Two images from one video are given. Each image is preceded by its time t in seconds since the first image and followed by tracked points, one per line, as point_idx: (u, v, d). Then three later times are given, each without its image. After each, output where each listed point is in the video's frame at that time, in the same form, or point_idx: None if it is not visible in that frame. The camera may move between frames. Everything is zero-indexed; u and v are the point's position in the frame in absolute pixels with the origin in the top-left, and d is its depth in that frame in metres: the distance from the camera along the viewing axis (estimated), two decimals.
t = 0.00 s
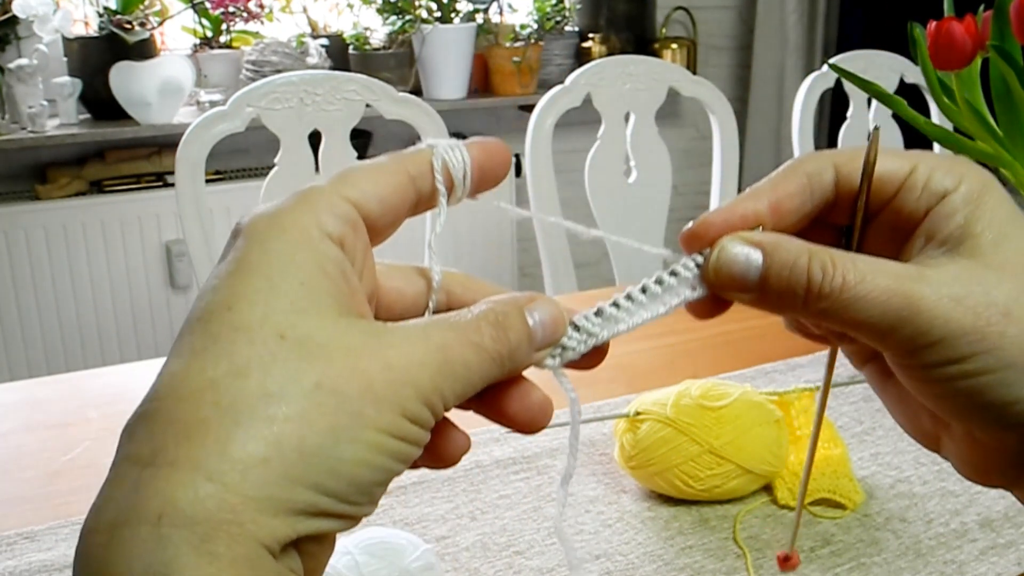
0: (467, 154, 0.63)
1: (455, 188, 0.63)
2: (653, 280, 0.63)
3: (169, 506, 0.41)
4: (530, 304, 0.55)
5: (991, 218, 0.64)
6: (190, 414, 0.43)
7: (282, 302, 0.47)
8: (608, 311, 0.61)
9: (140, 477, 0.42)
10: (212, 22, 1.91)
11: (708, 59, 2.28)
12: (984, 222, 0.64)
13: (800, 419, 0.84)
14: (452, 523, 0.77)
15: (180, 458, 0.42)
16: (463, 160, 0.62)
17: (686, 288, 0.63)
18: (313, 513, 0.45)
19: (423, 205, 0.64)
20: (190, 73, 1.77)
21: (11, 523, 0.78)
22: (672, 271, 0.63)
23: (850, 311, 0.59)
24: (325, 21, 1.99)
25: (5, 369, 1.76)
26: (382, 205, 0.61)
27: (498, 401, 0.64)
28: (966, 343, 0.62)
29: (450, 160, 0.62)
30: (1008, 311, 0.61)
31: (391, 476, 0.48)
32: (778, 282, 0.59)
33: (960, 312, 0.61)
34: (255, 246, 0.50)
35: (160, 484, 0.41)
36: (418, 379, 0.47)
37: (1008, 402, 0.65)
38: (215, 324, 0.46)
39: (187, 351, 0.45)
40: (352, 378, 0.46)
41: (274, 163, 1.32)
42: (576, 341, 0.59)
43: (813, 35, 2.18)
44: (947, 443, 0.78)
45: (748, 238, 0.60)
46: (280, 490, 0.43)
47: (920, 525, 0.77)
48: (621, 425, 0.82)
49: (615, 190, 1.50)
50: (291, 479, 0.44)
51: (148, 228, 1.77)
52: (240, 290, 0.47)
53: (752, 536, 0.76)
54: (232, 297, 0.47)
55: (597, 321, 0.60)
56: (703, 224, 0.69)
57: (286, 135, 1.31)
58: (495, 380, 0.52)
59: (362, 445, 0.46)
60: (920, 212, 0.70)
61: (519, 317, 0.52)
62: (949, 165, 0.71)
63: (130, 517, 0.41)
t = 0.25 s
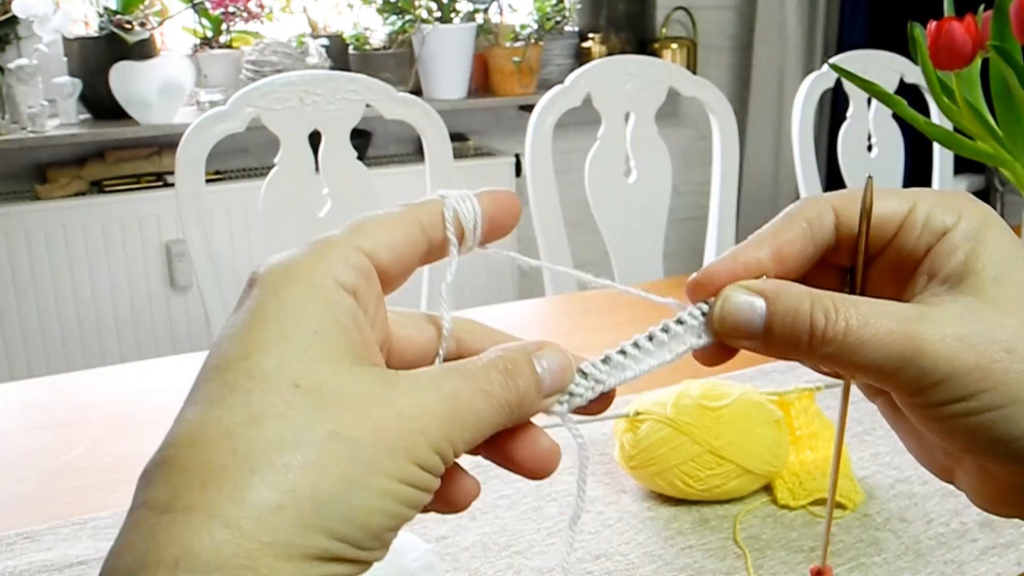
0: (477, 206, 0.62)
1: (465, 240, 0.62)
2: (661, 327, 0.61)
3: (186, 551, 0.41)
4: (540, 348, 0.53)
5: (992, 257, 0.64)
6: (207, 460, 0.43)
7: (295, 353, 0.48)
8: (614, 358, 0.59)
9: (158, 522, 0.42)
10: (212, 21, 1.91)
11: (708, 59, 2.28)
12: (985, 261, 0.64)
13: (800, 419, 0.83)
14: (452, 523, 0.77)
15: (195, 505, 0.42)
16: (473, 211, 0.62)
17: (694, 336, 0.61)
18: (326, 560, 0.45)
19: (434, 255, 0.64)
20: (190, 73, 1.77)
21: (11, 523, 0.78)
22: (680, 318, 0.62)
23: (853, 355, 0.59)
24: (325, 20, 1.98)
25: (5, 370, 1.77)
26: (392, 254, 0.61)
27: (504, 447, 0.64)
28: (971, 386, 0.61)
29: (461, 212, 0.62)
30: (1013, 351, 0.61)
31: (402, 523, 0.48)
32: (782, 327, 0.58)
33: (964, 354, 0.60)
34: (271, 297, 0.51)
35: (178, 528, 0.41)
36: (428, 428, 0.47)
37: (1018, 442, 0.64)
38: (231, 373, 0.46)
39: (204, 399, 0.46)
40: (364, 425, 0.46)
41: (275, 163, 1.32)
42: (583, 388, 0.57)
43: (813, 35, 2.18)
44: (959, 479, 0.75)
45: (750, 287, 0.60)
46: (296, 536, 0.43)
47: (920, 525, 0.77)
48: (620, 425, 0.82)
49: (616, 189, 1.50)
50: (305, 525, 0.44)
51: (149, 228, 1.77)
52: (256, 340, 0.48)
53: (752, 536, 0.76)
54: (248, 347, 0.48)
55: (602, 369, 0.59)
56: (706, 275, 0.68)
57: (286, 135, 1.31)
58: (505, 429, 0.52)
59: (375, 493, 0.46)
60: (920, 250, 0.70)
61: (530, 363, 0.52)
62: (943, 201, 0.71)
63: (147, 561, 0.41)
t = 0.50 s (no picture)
0: (505, 216, 0.61)
1: (492, 251, 0.61)
2: (687, 344, 0.60)
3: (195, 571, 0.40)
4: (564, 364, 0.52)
5: None
6: (218, 479, 0.43)
7: (312, 369, 0.47)
8: (641, 373, 0.58)
9: (171, 540, 0.41)
10: (212, 22, 1.91)
11: (708, 59, 2.28)
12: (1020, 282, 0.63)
13: (801, 418, 0.83)
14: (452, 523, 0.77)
15: (207, 525, 0.41)
16: (501, 223, 0.61)
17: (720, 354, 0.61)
18: None
19: (460, 267, 0.63)
20: (190, 73, 1.77)
21: (11, 523, 0.78)
22: (707, 336, 0.61)
23: (884, 376, 0.58)
24: (325, 21, 1.98)
25: (4, 370, 1.76)
26: (419, 268, 0.59)
27: (528, 460, 0.63)
28: (1001, 407, 0.60)
29: (488, 223, 0.61)
30: None
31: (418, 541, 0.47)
32: (811, 346, 0.58)
33: (995, 377, 0.59)
34: (290, 311, 0.50)
35: (189, 548, 0.41)
36: (445, 448, 0.46)
37: None
38: (248, 391, 0.46)
39: (221, 416, 0.45)
40: (379, 446, 0.45)
41: (275, 163, 1.32)
42: (608, 404, 0.56)
43: (813, 35, 2.18)
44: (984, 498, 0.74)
45: (780, 305, 0.60)
46: (307, 556, 0.42)
47: (920, 525, 0.77)
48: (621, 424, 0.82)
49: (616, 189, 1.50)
50: (315, 547, 0.43)
51: (149, 228, 1.77)
52: (274, 357, 0.47)
53: (752, 536, 0.76)
54: (266, 363, 0.47)
55: (626, 384, 0.58)
56: (737, 292, 0.66)
57: (287, 136, 1.31)
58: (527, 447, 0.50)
59: (387, 514, 0.45)
60: (953, 267, 0.69)
61: (553, 378, 0.50)
62: (977, 218, 0.70)
63: None
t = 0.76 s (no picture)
0: (553, 182, 0.60)
1: (541, 220, 0.60)
2: (742, 310, 0.59)
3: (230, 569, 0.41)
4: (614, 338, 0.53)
5: None
6: (251, 476, 0.43)
7: (345, 357, 0.47)
8: (695, 342, 0.58)
9: (209, 535, 0.43)
10: (212, 21, 1.91)
11: (707, 59, 2.28)
12: None
13: (801, 418, 0.83)
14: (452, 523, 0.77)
15: (241, 521, 0.42)
16: (548, 189, 0.60)
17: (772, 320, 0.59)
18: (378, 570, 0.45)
19: (506, 241, 0.62)
20: (190, 73, 1.77)
21: (11, 523, 0.78)
22: (762, 301, 0.59)
23: (950, 349, 0.58)
24: (325, 21, 1.98)
25: (5, 370, 1.77)
26: (457, 242, 0.60)
27: (583, 435, 0.63)
28: None
29: (534, 192, 0.60)
30: None
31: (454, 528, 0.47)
32: (874, 315, 0.57)
33: None
34: (326, 298, 0.50)
35: (225, 545, 0.42)
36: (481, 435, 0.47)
37: None
38: (282, 383, 0.46)
39: (256, 409, 0.46)
40: (412, 435, 0.45)
41: (275, 163, 1.32)
42: (662, 375, 0.56)
43: (813, 35, 2.18)
44: None
45: (844, 268, 0.58)
46: (340, 550, 0.43)
47: (920, 525, 0.77)
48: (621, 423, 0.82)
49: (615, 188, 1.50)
50: (349, 540, 0.43)
51: (149, 228, 1.77)
52: (308, 346, 0.47)
53: (752, 536, 0.76)
54: (299, 353, 0.47)
55: (679, 356, 0.57)
56: (796, 253, 0.65)
57: (287, 136, 1.31)
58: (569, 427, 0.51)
59: (421, 504, 0.45)
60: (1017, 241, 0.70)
61: (596, 356, 0.50)
62: None
63: None
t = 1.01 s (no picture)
0: (574, 161, 0.62)
1: (563, 198, 0.62)
2: (757, 288, 0.59)
3: (253, 529, 0.41)
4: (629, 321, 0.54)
5: None
6: (276, 440, 0.43)
7: (373, 327, 0.47)
8: (710, 320, 0.57)
9: (232, 497, 0.43)
10: (212, 21, 1.91)
11: (707, 59, 2.28)
12: None
13: (801, 418, 0.83)
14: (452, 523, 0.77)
15: (266, 485, 0.42)
16: (570, 168, 0.61)
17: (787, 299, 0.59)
18: (396, 539, 0.45)
19: (530, 217, 0.63)
20: (190, 73, 1.77)
21: (10, 523, 0.78)
22: (776, 280, 0.59)
23: (959, 329, 0.58)
24: (325, 20, 1.98)
25: (5, 370, 1.77)
26: (485, 217, 0.60)
27: (603, 416, 0.64)
28: None
29: (557, 170, 0.61)
30: None
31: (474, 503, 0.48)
32: (885, 296, 0.57)
33: None
34: (355, 270, 0.50)
35: (248, 507, 0.42)
36: (504, 409, 0.47)
37: None
38: (309, 351, 0.47)
39: (283, 375, 0.46)
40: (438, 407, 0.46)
41: (275, 163, 1.32)
42: (678, 354, 0.57)
43: (813, 35, 2.18)
44: None
45: (857, 249, 0.58)
46: (360, 517, 0.43)
47: (920, 525, 0.77)
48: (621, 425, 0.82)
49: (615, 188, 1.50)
50: (372, 507, 0.44)
51: (149, 228, 1.77)
52: (337, 315, 0.48)
53: (752, 536, 0.76)
54: (329, 322, 0.47)
55: (694, 335, 0.57)
56: (810, 231, 0.67)
57: (286, 136, 1.31)
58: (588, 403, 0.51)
59: (442, 476, 0.45)
60: None
61: (616, 337, 0.52)
62: None
63: (219, 537, 0.42)
